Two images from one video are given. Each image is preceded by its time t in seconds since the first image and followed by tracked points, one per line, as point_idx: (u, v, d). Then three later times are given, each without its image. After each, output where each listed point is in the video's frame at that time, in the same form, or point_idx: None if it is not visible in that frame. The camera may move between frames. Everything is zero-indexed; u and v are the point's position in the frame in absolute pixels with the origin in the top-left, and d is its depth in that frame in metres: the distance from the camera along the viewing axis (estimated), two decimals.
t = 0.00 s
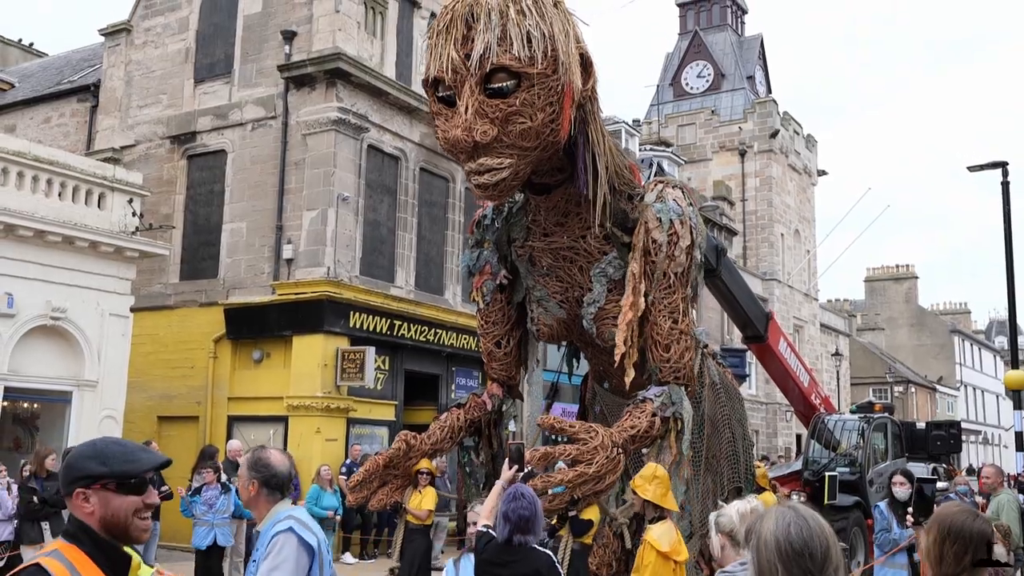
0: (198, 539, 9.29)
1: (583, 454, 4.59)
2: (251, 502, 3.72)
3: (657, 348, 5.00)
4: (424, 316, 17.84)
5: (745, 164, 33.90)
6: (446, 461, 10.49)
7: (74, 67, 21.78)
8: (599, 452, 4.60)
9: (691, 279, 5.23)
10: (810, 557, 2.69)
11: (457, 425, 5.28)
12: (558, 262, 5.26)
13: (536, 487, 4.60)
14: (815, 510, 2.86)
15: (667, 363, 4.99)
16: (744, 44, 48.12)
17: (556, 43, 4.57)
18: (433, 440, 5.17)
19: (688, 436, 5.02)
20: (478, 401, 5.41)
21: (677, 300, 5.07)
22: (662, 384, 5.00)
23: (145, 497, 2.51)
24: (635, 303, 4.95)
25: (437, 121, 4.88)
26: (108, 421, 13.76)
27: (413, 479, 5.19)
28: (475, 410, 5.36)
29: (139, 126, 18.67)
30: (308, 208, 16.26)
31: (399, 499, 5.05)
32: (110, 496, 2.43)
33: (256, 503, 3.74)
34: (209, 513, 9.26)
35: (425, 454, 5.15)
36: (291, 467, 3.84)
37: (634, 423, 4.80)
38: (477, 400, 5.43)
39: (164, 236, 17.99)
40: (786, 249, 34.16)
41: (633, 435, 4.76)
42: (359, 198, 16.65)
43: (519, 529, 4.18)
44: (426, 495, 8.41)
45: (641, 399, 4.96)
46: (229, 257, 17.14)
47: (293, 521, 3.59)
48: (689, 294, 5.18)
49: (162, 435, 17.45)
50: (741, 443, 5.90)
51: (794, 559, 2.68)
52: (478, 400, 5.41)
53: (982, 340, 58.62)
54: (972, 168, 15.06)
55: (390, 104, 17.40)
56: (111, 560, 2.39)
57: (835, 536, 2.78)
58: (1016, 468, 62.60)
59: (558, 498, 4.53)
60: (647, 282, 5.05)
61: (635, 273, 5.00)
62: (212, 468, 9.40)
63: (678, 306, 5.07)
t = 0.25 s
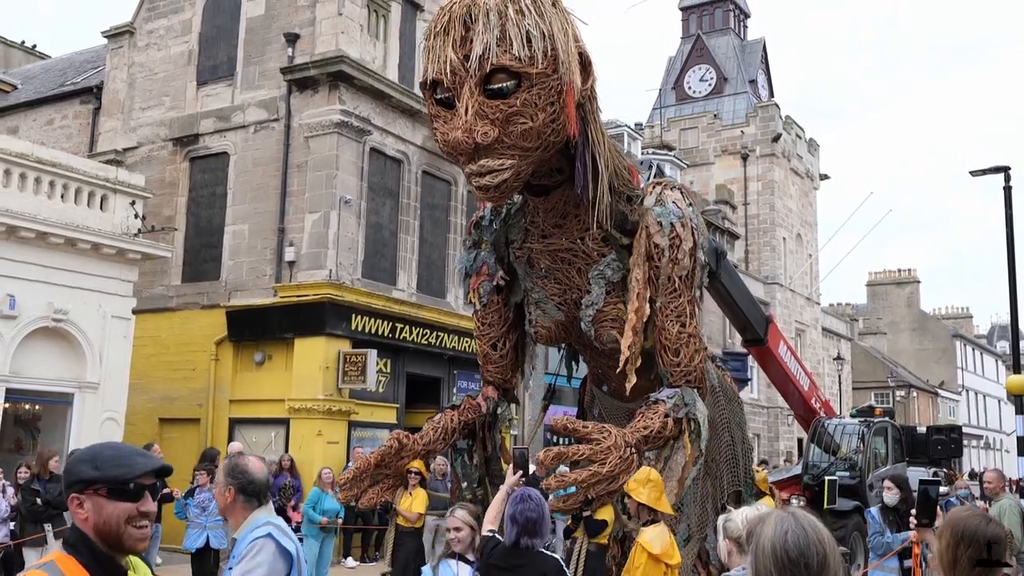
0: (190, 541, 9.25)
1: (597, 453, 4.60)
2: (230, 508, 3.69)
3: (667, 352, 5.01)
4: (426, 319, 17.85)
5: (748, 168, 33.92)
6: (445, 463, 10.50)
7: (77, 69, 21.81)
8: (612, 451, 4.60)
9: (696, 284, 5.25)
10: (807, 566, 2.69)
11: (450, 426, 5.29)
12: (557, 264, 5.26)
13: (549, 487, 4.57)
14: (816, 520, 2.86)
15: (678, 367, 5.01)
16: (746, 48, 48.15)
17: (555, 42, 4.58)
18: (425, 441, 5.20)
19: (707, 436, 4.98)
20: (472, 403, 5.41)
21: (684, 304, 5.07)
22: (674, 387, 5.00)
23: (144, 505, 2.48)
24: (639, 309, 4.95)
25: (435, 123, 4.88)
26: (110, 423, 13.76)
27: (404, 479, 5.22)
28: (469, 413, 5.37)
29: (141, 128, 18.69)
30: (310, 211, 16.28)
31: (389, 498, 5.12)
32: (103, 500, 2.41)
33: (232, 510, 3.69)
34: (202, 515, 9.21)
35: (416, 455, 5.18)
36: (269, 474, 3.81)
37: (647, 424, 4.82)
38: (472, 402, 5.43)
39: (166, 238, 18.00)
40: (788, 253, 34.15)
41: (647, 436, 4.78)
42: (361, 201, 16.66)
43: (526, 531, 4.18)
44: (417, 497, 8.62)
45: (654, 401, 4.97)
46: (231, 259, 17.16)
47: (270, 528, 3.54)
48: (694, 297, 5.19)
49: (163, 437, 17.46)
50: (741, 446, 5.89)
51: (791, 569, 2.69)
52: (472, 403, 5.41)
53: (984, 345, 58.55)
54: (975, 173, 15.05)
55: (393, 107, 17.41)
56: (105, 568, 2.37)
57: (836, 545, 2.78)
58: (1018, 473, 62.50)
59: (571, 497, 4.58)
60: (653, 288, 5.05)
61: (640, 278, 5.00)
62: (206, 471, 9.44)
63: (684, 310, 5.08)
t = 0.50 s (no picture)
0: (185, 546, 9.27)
1: (608, 459, 4.50)
2: (200, 505, 3.61)
3: (675, 357, 5.00)
4: (428, 323, 17.86)
5: (750, 174, 33.94)
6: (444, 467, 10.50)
7: (81, 72, 21.87)
8: (624, 456, 4.52)
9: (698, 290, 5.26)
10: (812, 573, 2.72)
11: (443, 429, 5.32)
12: (555, 268, 5.27)
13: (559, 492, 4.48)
14: (819, 527, 2.89)
15: (686, 372, 5.01)
16: (749, 54, 48.21)
17: (555, 43, 4.57)
18: (418, 442, 5.21)
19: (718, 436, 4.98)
20: (466, 406, 5.43)
21: (689, 309, 5.09)
22: (684, 391, 5.00)
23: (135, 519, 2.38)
24: (646, 317, 4.96)
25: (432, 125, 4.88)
26: (111, 426, 13.76)
27: (395, 479, 5.24)
28: (463, 416, 5.39)
29: (144, 132, 18.73)
30: (313, 215, 16.30)
31: (378, 499, 5.12)
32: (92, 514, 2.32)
33: (204, 506, 3.61)
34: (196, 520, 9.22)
35: (407, 455, 5.18)
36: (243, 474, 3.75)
37: (657, 429, 4.78)
38: (465, 406, 5.45)
39: (169, 241, 18.03)
40: (790, 259, 34.15)
41: (657, 440, 4.74)
42: (364, 205, 16.68)
43: (535, 536, 4.20)
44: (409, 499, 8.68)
45: (664, 405, 4.94)
46: (234, 262, 17.18)
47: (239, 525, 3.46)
48: (698, 301, 5.20)
49: (165, 440, 17.49)
50: (742, 451, 5.86)
51: None
52: (465, 406, 5.43)
53: (986, 351, 58.49)
54: (976, 179, 15.06)
55: (395, 111, 17.44)
56: None
57: (839, 552, 2.81)
58: (1020, 479, 62.40)
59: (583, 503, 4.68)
60: (659, 295, 5.05)
61: (644, 285, 4.99)
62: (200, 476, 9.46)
63: (688, 315, 5.08)
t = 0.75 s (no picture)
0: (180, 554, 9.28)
1: (613, 468, 4.49)
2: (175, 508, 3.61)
3: (679, 364, 5.04)
4: (430, 330, 17.87)
5: (751, 181, 33.97)
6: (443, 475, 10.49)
7: (84, 79, 21.93)
8: (628, 464, 4.50)
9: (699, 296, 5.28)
10: None
11: (436, 434, 5.27)
12: (553, 273, 5.27)
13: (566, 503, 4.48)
14: (822, 538, 2.91)
15: (691, 378, 5.05)
16: (751, 61, 48.30)
17: (551, 48, 4.60)
18: (409, 445, 5.18)
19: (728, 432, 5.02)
20: (458, 411, 5.40)
21: (692, 316, 5.12)
22: (688, 396, 5.04)
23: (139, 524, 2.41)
24: (650, 326, 4.98)
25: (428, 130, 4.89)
26: (112, 432, 13.78)
27: (386, 482, 5.23)
28: (455, 421, 5.36)
29: (147, 138, 18.78)
30: (314, 221, 16.33)
31: (367, 500, 5.14)
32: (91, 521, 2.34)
33: (181, 511, 3.61)
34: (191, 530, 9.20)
35: (397, 459, 5.16)
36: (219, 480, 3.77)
37: (662, 435, 4.80)
38: (457, 410, 5.42)
39: (171, 247, 18.06)
40: (792, 266, 34.15)
41: (662, 447, 4.76)
42: (365, 211, 16.71)
43: (545, 540, 4.18)
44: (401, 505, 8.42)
45: (668, 411, 4.97)
46: (235, 269, 17.21)
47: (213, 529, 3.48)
48: (700, 308, 5.22)
49: (166, 447, 17.50)
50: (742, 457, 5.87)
51: None
52: (457, 411, 5.40)
53: (989, 359, 58.42)
54: (978, 187, 15.07)
55: (397, 118, 17.49)
56: None
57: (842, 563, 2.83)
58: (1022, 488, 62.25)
59: (588, 512, 4.62)
60: (662, 301, 5.08)
61: (646, 292, 5.02)
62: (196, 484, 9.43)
63: (690, 321, 5.12)
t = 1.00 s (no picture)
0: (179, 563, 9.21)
1: (612, 477, 4.43)
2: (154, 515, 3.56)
3: (678, 370, 5.02)
4: (431, 336, 17.85)
5: (753, 187, 33.96)
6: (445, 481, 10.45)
7: (87, 85, 21.97)
8: (628, 472, 4.45)
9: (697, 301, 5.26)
10: None
11: (426, 438, 5.27)
12: (551, 279, 5.26)
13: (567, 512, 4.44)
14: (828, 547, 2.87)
15: (690, 384, 5.03)
16: (752, 67, 48.35)
17: (548, 52, 4.59)
18: (399, 450, 5.16)
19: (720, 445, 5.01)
20: (450, 417, 5.38)
21: (691, 321, 5.11)
22: (687, 403, 5.02)
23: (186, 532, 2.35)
24: (650, 331, 4.95)
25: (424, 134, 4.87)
26: (114, 438, 13.75)
27: (375, 489, 5.16)
28: (446, 426, 5.34)
29: (150, 144, 18.79)
30: (316, 227, 16.33)
31: (356, 505, 5.09)
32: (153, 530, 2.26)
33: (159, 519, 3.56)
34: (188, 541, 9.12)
35: (388, 465, 5.13)
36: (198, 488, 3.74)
37: (662, 443, 4.77)
38: (449, 416, 5.40)
39: (173, 253, 18.06)
40: (794, 272, 34.12)
41: (662, 454, 4.73)
42: (367, 217, 16.71)
43: (552, 545, 4.15)
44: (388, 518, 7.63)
45: (667, 417, 4.94)
46: (237, 275, 17.20)
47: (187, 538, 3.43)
48: (699, 314, 5.20)
49: (168, 452, 17.46)
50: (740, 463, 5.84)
51: None
52: (449, 417, 5.38)
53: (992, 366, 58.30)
54: (981, 194, 15.04)
55: (399, 124, 17.50)
56: None
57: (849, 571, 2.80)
58: None
59: (589, 521, 4.66)
60: (660, 306, 5.05)
61: (645, 298, 4.98)
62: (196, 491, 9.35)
63: (689, 327, 5.10)
